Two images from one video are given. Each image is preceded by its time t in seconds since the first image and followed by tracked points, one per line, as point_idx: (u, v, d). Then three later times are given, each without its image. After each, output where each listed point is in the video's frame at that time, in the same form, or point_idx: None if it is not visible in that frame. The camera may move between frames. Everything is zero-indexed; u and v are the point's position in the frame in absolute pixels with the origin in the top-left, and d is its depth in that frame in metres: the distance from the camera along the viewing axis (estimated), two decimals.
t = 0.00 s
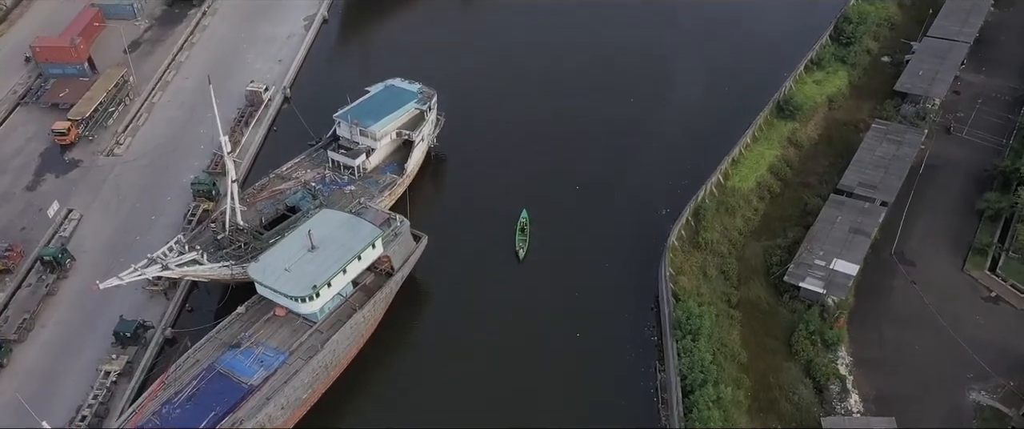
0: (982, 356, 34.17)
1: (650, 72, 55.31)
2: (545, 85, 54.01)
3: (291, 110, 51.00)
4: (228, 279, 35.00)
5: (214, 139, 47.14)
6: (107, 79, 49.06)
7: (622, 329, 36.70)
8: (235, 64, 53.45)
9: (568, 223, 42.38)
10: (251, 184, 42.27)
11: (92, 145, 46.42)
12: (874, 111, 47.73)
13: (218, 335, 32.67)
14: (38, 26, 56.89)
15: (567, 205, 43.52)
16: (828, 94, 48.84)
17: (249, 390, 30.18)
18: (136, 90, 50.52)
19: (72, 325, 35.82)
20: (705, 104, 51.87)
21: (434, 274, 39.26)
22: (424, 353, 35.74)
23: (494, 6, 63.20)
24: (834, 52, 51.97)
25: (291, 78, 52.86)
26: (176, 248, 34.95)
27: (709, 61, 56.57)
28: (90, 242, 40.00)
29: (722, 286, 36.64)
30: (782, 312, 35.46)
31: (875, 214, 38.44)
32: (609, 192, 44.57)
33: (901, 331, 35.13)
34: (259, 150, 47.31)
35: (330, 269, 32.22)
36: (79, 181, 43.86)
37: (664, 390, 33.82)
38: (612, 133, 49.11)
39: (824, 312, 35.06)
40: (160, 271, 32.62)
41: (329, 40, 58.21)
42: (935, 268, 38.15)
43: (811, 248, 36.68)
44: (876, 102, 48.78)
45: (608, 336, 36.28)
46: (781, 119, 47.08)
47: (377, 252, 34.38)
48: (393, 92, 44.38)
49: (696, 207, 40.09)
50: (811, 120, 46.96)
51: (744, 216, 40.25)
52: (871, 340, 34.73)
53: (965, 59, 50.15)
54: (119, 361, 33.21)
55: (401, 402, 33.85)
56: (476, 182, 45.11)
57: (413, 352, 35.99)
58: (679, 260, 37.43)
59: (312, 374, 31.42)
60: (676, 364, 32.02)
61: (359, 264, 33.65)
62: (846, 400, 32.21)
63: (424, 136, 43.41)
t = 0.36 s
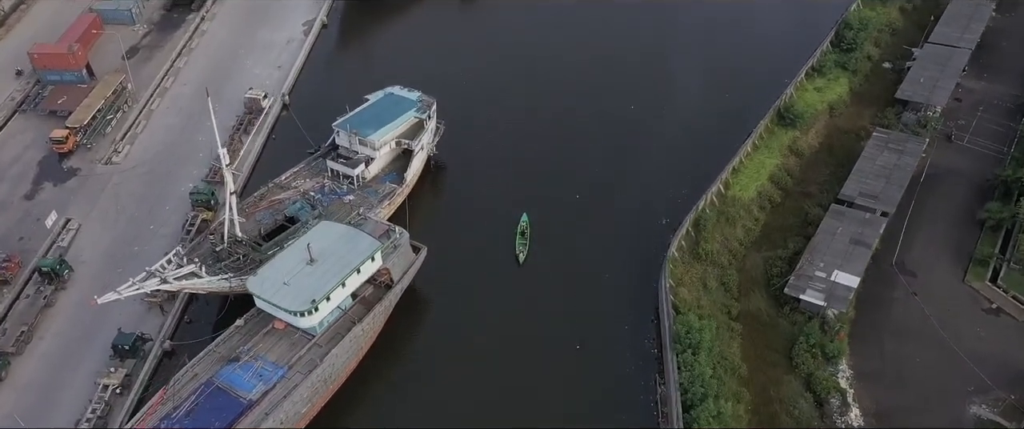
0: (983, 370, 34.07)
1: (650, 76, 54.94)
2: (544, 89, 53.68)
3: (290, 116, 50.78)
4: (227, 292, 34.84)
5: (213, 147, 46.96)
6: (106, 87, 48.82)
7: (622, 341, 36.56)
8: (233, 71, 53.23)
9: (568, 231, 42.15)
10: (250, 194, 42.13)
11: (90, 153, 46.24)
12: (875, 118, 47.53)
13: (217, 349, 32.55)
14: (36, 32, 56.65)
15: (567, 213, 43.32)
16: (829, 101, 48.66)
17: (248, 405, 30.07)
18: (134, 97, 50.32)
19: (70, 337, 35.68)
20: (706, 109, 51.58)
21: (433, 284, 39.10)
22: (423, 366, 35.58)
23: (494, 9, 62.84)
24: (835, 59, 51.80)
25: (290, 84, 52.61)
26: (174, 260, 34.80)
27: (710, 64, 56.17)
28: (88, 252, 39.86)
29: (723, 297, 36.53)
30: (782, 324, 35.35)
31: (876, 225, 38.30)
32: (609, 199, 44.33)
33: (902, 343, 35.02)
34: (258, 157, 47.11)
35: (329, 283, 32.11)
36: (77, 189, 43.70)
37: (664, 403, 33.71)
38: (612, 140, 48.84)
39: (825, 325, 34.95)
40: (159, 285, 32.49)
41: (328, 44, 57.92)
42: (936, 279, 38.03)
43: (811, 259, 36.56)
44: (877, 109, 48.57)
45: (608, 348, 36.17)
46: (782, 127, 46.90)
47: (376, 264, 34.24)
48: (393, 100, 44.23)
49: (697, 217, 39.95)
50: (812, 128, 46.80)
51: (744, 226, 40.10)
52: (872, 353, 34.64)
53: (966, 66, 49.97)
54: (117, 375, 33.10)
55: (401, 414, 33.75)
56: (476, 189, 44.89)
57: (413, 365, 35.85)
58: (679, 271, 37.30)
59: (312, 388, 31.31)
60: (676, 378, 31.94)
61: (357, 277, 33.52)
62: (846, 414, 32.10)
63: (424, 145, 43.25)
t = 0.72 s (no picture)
0: (984, 383, 33.98)
1: (651, 79, 54.52)
2: (544, 94, 53.26)
3: (288, 123, 50.49)
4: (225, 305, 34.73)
5: (211, 156, 46.78)
6: (104, 95, 48.58)
7: (622, 353, 36.42)
8: (232, 77, 52.99)
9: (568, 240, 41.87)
10: (249, 204, 41.95)
11: (88, 162, 46.02)
12: (876, 126, 47.35)
13: (215, 363, 32.47)
14: (34, 38, 56.38)
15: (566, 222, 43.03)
16: (830, 109, 48.48)
17: (247, 421, 29.96)
18: (132, 104, 50.12)
19: (68, 350, 35.54)
20: (707, 115, 51.22)
21: (432, 295, 38.92)
22: (422, 379, 35.44)
23: (493, 12, 62.45)
24: (836, 66, 51.62)
25: (288, 91, 52.33)
26: (172, 274, 34.66)
27: (710, 68, 55.79)
28: (86, 263, 39.73)
29: (723, 310, 36.43)
30: (783, 336, 35.26)
31: (877, 236, 38.18)
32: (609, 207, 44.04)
33: (902, 356, 34.94)
34: (257, 166, 46.90)
35: (328, 298, 32.00)
36: (75, 199, 43.54)
37: (665, 417, 33.57)
38: (612, 146, 48.49)
39: (825, 338, 34.84)
40: (157, 300, 32.39)
41: (326, 49, 57.60)
42: (937, 291, 37.93)
43: (812, 271, 36.47)
44: (879, 116, 48.38)
45: (608, 361, 36.01)
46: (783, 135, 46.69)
47: (375, 278, 34.13)
48: (391, 109, 44.07)
49: (697, 228, 39.82)
50: (813, 137, 46.62)
51: (745, 237, 39.98)
52: (872, 366, 34.55)
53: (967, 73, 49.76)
54: (116, 389, 32.96)
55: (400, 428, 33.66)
56: (474, 197, 44.59)
57: (411, 378, 35.74)
58: (679, 283, 37.19)
59: (311, 402, 31.23)
60: (676, 394, 31.87)
61: (356, 291, 33.42)
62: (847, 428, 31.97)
63: (423, 154, 43.07)
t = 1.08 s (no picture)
0: (984, 396, 33.92)
1: (651, 88, 54.46)
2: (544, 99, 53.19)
3: (287, 131, 50.25)
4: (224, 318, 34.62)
5: (210, 164, 46.62)
6: (102, 102, 48.41)
7: (621, 366, 36.28)
8: (231, 84, 52.79)
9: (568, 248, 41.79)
10: (248, 215, 41.82)
11: (86, 170, 45.82)
12: (878, 134, 47.17)
13: (213, 378, 32.39)
14: (32, 44, 56.17)
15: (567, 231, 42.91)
16: (831, 117, 48.33)
17: None
18: (131, 111, 49.96)
19: (67, 362, 35.41)
20: (707, 123, 51.09)
21: (432, 306, 38.81)
22: (420, 393, 35.27)
23: (493, 18, 62.46)
24: (837, 73, 51.45)
25: (288, 98, 52.10)
26: (171, 287, 34.55)
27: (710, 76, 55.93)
28: (85, 274, 39.62)
29: (724, 322, 36.34)
30: (783, 349, 35.15)
31: (877, 247, 38.08)
32: (609, 216, 43.93)
33: (903, 369, 34.86)
34: (257, 174, 46.69)
35: (326, 313, 31.88)
36: (73, 208, 43.39)
37: None
38: (613, 154, 48.35)
39: (825, 351, 34.69)
40: (155, 314, 32.30)
41: (325, 56, 57.38)
42: (937, 302, 37.81)
43: (813, 283, 36.39)
44: (880, 124, 48.23)
45: (608, 374, 35.89)
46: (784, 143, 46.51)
47: (375, 292, 34.02)
48: (390, 118, 43.91)
49: (698, 238, 39.72)
50: (814, 145, 46.47)
51: (745, 247, 39.88)
52: (872, 379, 34.46)
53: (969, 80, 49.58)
54: (114, 402, 32.76)
55: None
56: (474, 206, 44.34)
57: (410, 391, 35.64)
58: (679, 295, 37.12)
59: (309, 417, 31.11)
60: (676, 408, 31.79)
61: (356, 305, 33.31)
62: None
63: (422, 164, 42.88)
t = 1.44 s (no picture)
0: (985, 410, 33.86)
1: (651, 94, 54.19)
2: (543, 99, 53.62)
3: (286, 138, 50.01)
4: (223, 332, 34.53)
5: (209, 173, 46.47)
6: (100, 110, 48.26)
7: (621, 378, 36.19)
8: (230, 91, 52.62)
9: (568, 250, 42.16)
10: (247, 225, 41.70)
11: (84, 179, 45.65)
12: (878, 143, 47.00)
13: (212, 392, 32.29)
14: (30, 50, 55.95)
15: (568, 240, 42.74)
16: (832, 125, 48.16)
17: None
18: (129, 119, 49.80)
19: (65, 375, 35.30)
20: (707, 130, 50.86)
21: (431, 317, 38.64)
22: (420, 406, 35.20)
23: (493, 22, 62.20)
24: (838, 80, 51.26)
25: (286, 106, 51.88)
26: (170, 300, 34.45)
27: (709, 75, 56.25)
28: (83, 285, 39.51)
29: (724, 335, 36.22)
30: (783, 362, 35.08)
31: (878, 259, 38.00)
32: (609, 224, 43.85)
33: (904, 382, 34.79)
34: (256, 182, 46.46)
35: (326, 328, 31.85)
36: (72, 218, 43.24)
37: None
38: (613, 162, 48.15)
39: (826, 364, 34.60)
40: (154, 329, 32.24)
41: (324, 62, 57.13)
42: (938, 314, 37.74)
43: (813, 295, 36.30)
44: (880, 132, 48.07)
45: (608, 386, 35.79)
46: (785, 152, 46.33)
47: (374, 306, 33.96)
48: (390, 127, 43.72)
49: (698, 249, 39.61)
50: (814, 154, 46.34)
51: (746, 258, 39.78)
52: (873, 392, 34.37)
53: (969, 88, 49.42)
54: (113, 417, 32.75)
55: None
56: (473, 215, 44.16)
57: (410, 404, 35.57)
58: (680, 307, 37.03)
59: None
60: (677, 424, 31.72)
61: (355, 319, 33.26)
62: None
63: (422, 174, 42.74)
